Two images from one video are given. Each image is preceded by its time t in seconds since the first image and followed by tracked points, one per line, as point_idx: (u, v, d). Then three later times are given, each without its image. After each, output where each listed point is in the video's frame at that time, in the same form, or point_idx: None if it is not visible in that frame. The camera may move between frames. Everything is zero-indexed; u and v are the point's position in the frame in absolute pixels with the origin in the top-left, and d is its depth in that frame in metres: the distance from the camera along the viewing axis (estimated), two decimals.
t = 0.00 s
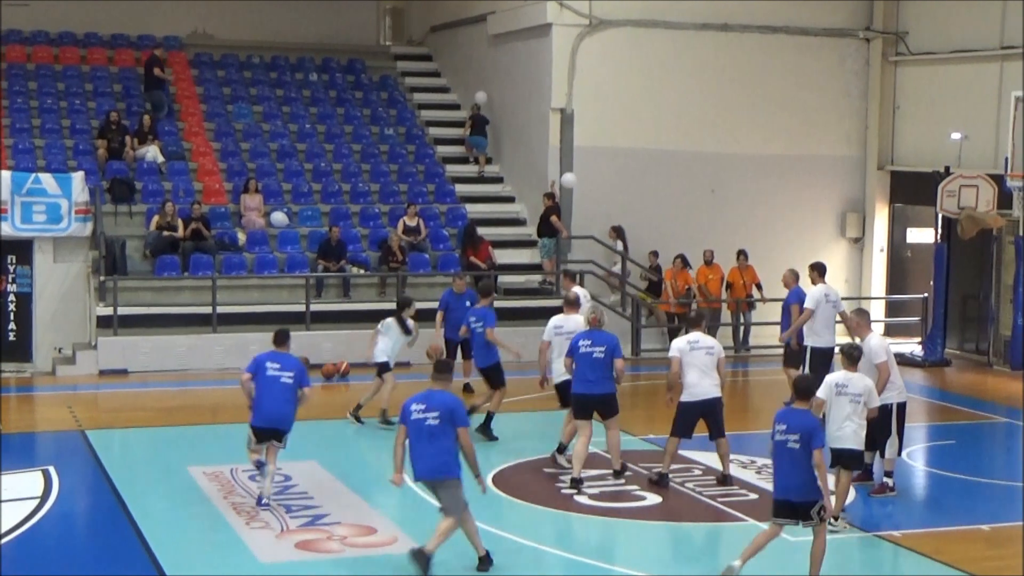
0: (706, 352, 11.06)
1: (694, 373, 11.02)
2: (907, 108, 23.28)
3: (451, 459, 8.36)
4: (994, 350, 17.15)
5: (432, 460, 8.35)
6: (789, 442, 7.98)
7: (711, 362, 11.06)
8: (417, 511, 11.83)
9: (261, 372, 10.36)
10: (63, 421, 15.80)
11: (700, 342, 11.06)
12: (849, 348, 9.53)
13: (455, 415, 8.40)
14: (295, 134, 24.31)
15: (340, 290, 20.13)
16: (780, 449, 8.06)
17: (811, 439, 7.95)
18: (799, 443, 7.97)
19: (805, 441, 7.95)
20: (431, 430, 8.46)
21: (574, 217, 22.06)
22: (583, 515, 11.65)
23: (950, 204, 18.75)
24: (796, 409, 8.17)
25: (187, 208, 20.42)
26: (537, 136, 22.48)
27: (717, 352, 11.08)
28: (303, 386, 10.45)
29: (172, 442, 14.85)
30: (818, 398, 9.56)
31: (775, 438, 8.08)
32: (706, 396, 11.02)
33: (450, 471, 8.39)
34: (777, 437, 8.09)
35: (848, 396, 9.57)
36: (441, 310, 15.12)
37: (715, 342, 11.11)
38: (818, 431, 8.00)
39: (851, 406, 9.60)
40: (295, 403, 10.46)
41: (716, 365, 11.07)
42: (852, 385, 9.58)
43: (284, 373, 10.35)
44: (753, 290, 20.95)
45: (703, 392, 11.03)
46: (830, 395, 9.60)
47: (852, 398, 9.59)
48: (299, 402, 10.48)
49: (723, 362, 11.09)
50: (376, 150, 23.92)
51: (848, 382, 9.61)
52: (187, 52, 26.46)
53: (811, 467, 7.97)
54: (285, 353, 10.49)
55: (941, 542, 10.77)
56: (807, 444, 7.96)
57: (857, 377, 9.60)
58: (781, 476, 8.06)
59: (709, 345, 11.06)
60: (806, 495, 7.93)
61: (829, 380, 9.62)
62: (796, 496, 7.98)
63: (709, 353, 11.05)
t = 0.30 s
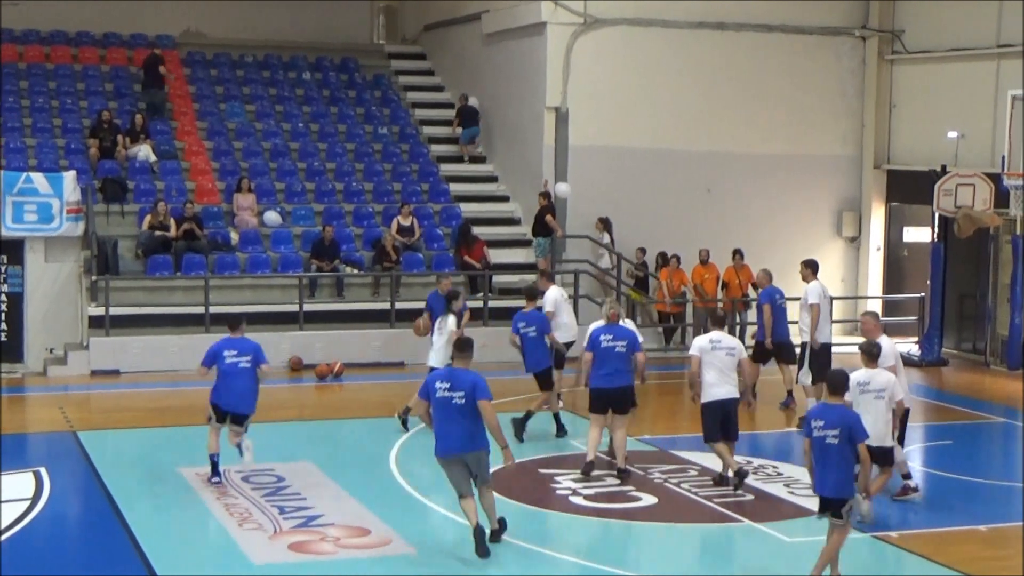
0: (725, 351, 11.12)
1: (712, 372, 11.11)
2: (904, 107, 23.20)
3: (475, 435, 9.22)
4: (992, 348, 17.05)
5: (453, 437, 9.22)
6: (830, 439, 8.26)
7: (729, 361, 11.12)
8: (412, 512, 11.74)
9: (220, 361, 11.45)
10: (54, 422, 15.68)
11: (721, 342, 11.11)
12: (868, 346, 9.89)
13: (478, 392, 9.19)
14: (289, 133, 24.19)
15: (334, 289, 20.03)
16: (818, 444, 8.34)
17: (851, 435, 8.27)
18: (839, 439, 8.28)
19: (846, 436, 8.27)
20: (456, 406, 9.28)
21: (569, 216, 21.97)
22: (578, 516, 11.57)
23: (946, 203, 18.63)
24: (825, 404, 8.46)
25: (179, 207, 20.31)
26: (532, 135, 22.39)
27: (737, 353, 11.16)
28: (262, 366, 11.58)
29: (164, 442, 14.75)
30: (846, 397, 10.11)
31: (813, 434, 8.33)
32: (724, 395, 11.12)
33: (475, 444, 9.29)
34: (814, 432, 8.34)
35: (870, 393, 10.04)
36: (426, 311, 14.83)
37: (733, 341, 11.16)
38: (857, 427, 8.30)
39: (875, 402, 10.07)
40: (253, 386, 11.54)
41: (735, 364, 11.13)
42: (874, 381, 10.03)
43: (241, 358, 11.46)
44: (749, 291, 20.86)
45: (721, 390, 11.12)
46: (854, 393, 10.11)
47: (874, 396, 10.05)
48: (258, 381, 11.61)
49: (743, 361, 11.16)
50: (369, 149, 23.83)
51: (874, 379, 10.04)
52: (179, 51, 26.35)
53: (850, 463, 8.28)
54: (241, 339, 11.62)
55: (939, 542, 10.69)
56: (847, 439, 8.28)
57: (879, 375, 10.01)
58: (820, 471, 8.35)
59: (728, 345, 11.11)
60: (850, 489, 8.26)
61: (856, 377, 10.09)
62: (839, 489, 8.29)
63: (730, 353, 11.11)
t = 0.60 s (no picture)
0: (724, 356, 10.78)
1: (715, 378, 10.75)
2: (899, 103, 22.84)
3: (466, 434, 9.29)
4: (990, 351, 16.65)
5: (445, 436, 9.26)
6: (862, 448, 7.93)
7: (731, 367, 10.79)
8: (395, 518, 11.33)
9: (183, 344, 11.89)
10: (29, 426, 15.24)
11: (721, 346, 10.80)
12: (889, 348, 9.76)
13: (468, 394, 9.30)
14: (271, 130, 23.71)
15: (318, 290, 19.59)
16: (847, 455, 8.00)
17: (883, 447, 7.96)
18: (871, 450, 7.95)
19: (878, 448, 7.95)
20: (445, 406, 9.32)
21: (559, 214, 21.56)
22: (568, 522, 11.18)
23: (943, 202, 18.27)
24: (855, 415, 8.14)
25: (159, 206, 19.86)
26: (521, 131, 21.98)
27: (740, 361, 10.85)
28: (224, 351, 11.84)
29: (142, 447, 14.31)
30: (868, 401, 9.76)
31: (843, 444, 8.00)
32: (728, 401, 10.74)
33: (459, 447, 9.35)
34: (844, 442, 8.01)
35: (893, 396, 9.82)
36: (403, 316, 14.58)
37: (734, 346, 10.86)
38: (891, 437, 7.99)
39: (898, 406, 9.83)
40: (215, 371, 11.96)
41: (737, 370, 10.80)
42: (895, 384, 9.83)
43: (203, 344, 11.87)
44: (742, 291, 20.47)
45: (725, 396, 10.74)
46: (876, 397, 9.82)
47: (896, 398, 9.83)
48: (220, 370, 11.98)
49: (748, 370, 10.83)
50: (354, 146, 23.39)
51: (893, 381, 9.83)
52: (159, 45, 25.89)
53: (881, 475, 7.98)
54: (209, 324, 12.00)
55: (941, 548, 10.29)
56: (879, 451, 7.96)
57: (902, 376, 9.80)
58: (848, 482, 8.01)
59: (728, 349, 10.80)
60: (877, 502, 7.94)
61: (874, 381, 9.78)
62: (867, 502, 7.96)
63: (737, 361, 10.78)
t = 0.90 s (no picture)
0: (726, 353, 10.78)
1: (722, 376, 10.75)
2: (900, 103, 22.84)
3: (421, 420, 9.43)
4: (991, 351, 16.63)
5: (400, 423, 9.43)
6: (931, 456, 7.72)
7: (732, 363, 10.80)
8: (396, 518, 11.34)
9: (183, 331, 12.64)
10: (31, 427, 15.24)
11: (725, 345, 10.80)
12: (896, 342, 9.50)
13: (420, 378, 9.42)
14: (272, 131, 23.69)
15: (318, 291, 19.59)
16: (911, 463, 7.77)
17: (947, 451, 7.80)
18: (936, 456, 7.75)
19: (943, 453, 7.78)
20: (398, 394, 9.49)
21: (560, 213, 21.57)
22: (569, 521, 11.21)
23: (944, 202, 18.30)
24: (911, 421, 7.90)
25: (160, 207, 19.86)
26: (521, 131, 21.98)
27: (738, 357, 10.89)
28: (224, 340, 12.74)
29: (144, 448, 14.31)
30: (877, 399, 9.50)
31: (907, 452, 7.75)
32: (735, 399, 10.76)
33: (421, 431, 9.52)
34: (907, 450, 7.76)
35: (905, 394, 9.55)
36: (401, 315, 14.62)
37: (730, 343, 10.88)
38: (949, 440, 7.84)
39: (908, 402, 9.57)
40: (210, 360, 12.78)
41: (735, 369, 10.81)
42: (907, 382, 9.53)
43: (201, 331, 12.66)
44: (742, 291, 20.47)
45: (731, 394, 10.76)
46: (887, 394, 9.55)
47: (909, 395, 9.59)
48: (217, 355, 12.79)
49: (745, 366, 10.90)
50: (355, 146, 23.38)
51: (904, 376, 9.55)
52: (159, 46, 25.89)
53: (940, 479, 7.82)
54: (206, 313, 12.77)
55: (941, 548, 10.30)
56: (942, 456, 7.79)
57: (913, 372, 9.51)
58: (911, 489, 7.78)
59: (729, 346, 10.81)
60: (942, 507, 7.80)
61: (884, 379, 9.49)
62: (932, 507, 7.79)
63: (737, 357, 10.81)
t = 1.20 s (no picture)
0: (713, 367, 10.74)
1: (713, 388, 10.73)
2: (908, 103, 22.81)
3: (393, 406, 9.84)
4: (1000, 350, 16.58)
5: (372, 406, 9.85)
6: (973, 459, 7.89)
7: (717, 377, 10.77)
8: (404, 518, 11.35)
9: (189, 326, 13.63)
10: (40, 428, 15.28)
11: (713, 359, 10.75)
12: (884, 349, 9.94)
13: (399, 366, 9.88)
14: (279, 132, 23.72)
15: (326, 291, 19.60)
16: (956, 466, 7.92)
17: (989, 453, 7.94)
18: (980, 458, 7.93)
19: (985, 455, 7.93)
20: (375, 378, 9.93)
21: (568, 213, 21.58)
22: (577, 522, 11.22)
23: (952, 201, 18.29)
24: (949, 423, 8.04)
25: (168, 208, 19.90)
26: (528, 132, 21.98)
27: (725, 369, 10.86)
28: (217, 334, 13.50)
29: (152, 449, 14.34)
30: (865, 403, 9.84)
31: (952, 456, 7.90)
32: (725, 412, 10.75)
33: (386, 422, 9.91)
34: (952, 454, 7.91)
35: (894, 398, 9.93)
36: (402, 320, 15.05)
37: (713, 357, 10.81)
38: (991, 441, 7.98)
39: (899, 405, 9.96)
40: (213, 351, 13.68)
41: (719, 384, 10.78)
42: (896, 386, 9.92)
43: (202, 326, 13.59)
44: (751, 292, 20.46)
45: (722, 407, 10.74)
46: (876, 398, 9.93)
47: (898, 398, 9.94)
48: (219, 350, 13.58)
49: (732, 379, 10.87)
50: (362, 147, 23.40)
51: (891, 380, 9.95)
52: (166, 47, 25.92)
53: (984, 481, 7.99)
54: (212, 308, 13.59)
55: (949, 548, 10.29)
56: (984, 458, 7.94)
57: (898, 377, 9.94)
58: (954, 493, 7.94)
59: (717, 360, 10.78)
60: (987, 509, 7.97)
61: (873, 383, 9.89)
62: (977, 510, 7.97)
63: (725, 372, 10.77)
